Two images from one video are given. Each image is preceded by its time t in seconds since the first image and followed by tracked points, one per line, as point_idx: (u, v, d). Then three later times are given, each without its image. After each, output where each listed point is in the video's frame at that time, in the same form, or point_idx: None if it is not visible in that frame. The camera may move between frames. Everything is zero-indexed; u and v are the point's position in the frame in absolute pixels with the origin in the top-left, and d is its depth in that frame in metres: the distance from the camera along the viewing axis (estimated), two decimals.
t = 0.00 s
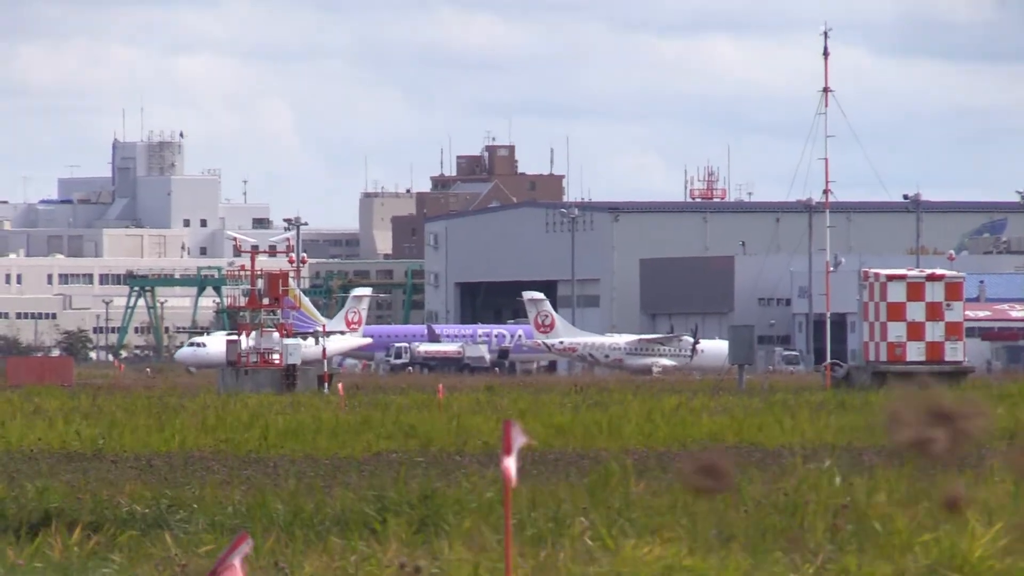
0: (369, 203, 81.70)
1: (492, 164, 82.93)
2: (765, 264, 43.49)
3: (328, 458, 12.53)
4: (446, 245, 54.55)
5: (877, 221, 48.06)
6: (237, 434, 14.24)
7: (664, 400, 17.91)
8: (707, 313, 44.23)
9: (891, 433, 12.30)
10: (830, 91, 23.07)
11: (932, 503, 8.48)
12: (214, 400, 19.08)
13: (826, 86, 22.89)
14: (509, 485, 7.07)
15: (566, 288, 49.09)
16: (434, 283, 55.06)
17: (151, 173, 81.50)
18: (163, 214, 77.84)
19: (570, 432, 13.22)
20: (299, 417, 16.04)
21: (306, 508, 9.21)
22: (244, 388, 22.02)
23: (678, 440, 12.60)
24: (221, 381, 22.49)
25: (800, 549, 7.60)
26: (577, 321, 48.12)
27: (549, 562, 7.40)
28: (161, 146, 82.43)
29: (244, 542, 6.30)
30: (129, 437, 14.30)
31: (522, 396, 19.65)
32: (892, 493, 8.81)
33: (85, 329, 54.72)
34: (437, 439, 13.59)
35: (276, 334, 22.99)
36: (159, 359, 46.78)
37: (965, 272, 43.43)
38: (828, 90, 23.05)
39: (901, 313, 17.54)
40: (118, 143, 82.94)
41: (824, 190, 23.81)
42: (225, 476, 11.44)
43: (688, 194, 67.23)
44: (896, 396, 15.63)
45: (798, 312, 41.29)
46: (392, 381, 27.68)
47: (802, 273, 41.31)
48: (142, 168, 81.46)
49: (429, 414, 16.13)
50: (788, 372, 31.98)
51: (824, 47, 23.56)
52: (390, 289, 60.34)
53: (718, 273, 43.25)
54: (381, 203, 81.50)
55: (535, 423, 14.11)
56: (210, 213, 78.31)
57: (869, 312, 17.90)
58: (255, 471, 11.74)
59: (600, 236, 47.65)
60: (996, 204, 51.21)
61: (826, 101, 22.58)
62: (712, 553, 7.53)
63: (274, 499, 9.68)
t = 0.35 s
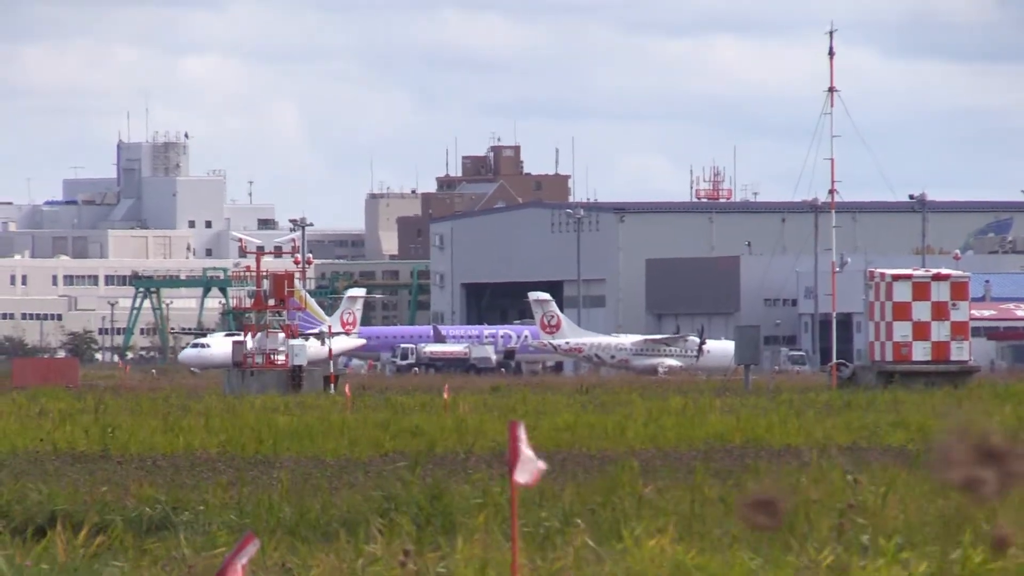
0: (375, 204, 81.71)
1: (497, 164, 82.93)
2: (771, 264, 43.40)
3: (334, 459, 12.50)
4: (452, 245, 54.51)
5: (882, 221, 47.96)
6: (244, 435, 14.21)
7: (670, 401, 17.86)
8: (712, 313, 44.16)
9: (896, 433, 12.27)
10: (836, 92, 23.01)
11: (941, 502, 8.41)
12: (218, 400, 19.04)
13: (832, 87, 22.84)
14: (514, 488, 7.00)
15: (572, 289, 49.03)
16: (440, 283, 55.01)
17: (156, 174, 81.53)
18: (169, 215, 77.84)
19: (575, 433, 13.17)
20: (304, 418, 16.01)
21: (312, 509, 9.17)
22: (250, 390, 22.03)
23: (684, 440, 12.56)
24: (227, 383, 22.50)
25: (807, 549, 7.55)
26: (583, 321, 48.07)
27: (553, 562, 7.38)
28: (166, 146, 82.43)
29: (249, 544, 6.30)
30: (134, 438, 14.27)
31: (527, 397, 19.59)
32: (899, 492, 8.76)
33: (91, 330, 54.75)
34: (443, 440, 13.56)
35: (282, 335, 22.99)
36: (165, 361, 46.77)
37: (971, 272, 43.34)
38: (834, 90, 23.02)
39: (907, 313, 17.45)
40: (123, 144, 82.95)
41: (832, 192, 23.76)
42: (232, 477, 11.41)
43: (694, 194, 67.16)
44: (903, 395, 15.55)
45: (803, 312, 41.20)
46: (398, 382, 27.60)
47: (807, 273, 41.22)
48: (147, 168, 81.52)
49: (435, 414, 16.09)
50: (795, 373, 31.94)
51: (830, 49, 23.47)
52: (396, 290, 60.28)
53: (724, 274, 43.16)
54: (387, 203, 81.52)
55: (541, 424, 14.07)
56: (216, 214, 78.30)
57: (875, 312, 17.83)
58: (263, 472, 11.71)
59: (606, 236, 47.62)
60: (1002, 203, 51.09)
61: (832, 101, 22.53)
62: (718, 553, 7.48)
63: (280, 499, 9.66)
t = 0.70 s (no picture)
0: (381, 201, 81.77)
1: (504, 161, 82.94)
2: (777, 262, 43.37)
3: (341, 455, 12.52)
4: (458, 243, 54.56)
5: (888, 219, 47.92)
6: (251, 432, 14.22)
7: (675, 399, 17.85)
8: (718, 311, 44.14)
9: (900, 432, 12.28)
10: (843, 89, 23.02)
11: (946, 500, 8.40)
12: (226, 397, 19.08)
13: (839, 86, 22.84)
14: (519, 481, 7.02)
15: (578, 286, 49.02)
16: (446, 281, 55.00)
17: (163, 170, 81.58)
18: (175, 212, 77.89)
19: (581, 430, 13.17)
20: (310, 415, 16.03)
21: (319, 505, 9.19)
22: (256, 385, 22.05)
23: (690, 438, 12.56)
24: (233, 379, 22.54)
25: (812, 548, 7.54)
26: (589, 319, 48.07)
27: (559, 560, 7.38)
28: (173, 143, 82.46)
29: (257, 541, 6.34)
30: (141, 435, 14.28)
31: (534, 394, 19.58)
32: (905, 489, 8.75)
33: (97, 327, 54.79)
34: (449, 437, 13.57)
35: (288, 332, 23.03)
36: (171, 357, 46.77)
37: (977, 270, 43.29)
38: (841, 89, 23.03)
39: (913, 311, 17.43)
40: (130, 141, 83.03)
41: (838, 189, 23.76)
42: (239, 473, 11.43)
43: (700, 192, 67.13)
44: (908, 393, 15.54)
45: (809, 310, 41.17)
46: (405, 379, 27.64)
47: (813, 271, 41.19)
48: (154, 165, 81.57)
49: (442, 411, 16.10)
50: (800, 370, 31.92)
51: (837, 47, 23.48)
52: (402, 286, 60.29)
53: (730, 272, 43.13)
54: (393, 200, 81.58)
55: (547, 421, 14.07)
56: (222, 211, 78.34)
57: (881, 311, 17.82)
58: (270, 469, 11.71)
59: (612, 234, 47.63)
60: (1008, 202, 51.01)
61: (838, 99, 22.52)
62: (724, 552, 7.47)
63: (287, 496, 9.66)
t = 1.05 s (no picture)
0: (385, 198, 81.67)
1: (507, 158, 82.79)
2: (781, 258, 43.25)
3: (343, 453, 12.45)
4: (462, 239, 54.47)
5: (892, 215, 47.78)
6: (254, 429, 14.14)
7: (680, 396, 17.74)
8: (722, 307, 44.02)
9: (905, 427, 12.17)
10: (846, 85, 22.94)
11: (953, 495, 8.32)
12: (227, 395, 18.99)
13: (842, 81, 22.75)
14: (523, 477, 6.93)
15: (582, 283, 48.91)
16: (450, 278, 54.88)
17: (165, 167, 81.46)
18: (178, 208, 77.80)
19: (584, 427, 13.08)
20: (313, 412, 15.93)
21: (322, 503, 9.11)
22: (260, 383, 21.96)
23: (694, 435, 12.47)
24: (237, 377, 22.43)
25: (819, 544, 7.46)
26: (593, 316, 47.96)
27: (562, 556, 7.30)
28: (175, 140, 82.30)
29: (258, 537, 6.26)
30: (144, 432, 14.20)
31: (537, 391, 19.47)
32: (912, 485, 8.67)
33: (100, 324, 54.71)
34: (452, 434, 13.48)
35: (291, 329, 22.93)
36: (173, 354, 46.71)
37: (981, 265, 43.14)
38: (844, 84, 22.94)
39: (917, 307, 17.32)
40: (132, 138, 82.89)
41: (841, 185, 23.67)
42: (242, 471, 11.36)
43: (704, 188, 66.96)
44: (913, 389, 15.44)
45: (813, 306, 41.06)
46: (407, 377, 27.57)
47: (817, 267, 41.07)
48: (156, 162, 81.45)
49: (446, 408, 16.00)
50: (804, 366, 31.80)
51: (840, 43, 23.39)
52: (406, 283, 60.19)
53: (734, 268, 43.00)
54: (397, 197, 81.50)
55: (552, 418, 13.98)
56: (225, 208, 78.24)
57: (884, 306, 17.72)
58: (272, 466, 11.62)
59: (616, 230, 47.53)
60: (1013, 198, 50.84)
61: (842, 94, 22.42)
62: (728, 548, 7.39)
63: (290, 493, 9.59)
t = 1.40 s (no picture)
0: (387, 195, 81.74)
1: (510, 155, 82.80)
2: (784, 256, 43.27)
3: (347, 450, 12.47)
4: (464, 237, 54.50)
5: (894, 213, 47.79)
6: (256, 427, 14.16)
7: (684, 394, 17.77)
8: (724, 305, 44.04)
9: (908, 426, 12.19)
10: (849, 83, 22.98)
11: (955, 493, 8.33)
12: (231, 392, 19.03)
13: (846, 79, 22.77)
14: (525, 471, 6.95)
15: (584, 280, 48.93)
16: (452, 275, 54.92)
17: (169, 164, 81.55)
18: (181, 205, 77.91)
19: (587, 425, 13.11)
20: (315, 409, 15.96)
21: (325, 500, 9.14)
22: (263, 381, 22.02)
23: (696, 433, 12.49)
24: (240, 374, 22.50)
25: (821, 542, 7.47)
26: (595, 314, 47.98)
27: (563, 554, 7.32)
28: (178, 137, 82.38)
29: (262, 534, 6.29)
30: (148, 429, 14.22)
31: (539, 388, 19.49)
32: (915, 483, 8.69)
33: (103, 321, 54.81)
34: (454, 431, 13.50)
35: (294, 325, 22.92)
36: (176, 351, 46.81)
37: (984, 263, 43.14)
38: (847, 83, 22.97)
39: (919, 306, 17.35)
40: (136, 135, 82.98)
41: (844, 182, 23.68)
42: (245, 468, 11.38)
43: (707, 186, 66.93)
44: (915, 388, 15.48)
45: (815, 304, 41.07)
46: (410, 374, 27.60)
47: (820, 265, 41.09)
48: (159, 159, 81.54)
49: (448, 406, 16.02)
50: (806, 365, 31.84)
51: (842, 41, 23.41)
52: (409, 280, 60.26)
53: (736, 266, 43.04)
54: (400, 195, 81.56)
55: (554, 415, 14.00)
56: (228, 205, 78.36)
57: (887, 304, 17.75)
58: (275, 463, 11.65)
59: (618, 227, 47.55)
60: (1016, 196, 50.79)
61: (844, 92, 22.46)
62: (729, 545, 7.41)
63: (292, 490, 9.61)
